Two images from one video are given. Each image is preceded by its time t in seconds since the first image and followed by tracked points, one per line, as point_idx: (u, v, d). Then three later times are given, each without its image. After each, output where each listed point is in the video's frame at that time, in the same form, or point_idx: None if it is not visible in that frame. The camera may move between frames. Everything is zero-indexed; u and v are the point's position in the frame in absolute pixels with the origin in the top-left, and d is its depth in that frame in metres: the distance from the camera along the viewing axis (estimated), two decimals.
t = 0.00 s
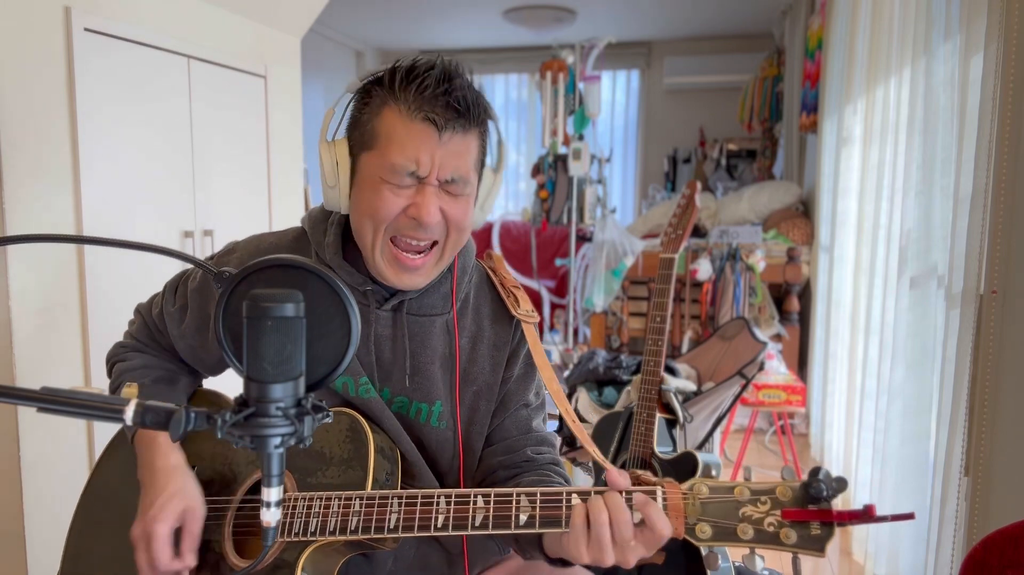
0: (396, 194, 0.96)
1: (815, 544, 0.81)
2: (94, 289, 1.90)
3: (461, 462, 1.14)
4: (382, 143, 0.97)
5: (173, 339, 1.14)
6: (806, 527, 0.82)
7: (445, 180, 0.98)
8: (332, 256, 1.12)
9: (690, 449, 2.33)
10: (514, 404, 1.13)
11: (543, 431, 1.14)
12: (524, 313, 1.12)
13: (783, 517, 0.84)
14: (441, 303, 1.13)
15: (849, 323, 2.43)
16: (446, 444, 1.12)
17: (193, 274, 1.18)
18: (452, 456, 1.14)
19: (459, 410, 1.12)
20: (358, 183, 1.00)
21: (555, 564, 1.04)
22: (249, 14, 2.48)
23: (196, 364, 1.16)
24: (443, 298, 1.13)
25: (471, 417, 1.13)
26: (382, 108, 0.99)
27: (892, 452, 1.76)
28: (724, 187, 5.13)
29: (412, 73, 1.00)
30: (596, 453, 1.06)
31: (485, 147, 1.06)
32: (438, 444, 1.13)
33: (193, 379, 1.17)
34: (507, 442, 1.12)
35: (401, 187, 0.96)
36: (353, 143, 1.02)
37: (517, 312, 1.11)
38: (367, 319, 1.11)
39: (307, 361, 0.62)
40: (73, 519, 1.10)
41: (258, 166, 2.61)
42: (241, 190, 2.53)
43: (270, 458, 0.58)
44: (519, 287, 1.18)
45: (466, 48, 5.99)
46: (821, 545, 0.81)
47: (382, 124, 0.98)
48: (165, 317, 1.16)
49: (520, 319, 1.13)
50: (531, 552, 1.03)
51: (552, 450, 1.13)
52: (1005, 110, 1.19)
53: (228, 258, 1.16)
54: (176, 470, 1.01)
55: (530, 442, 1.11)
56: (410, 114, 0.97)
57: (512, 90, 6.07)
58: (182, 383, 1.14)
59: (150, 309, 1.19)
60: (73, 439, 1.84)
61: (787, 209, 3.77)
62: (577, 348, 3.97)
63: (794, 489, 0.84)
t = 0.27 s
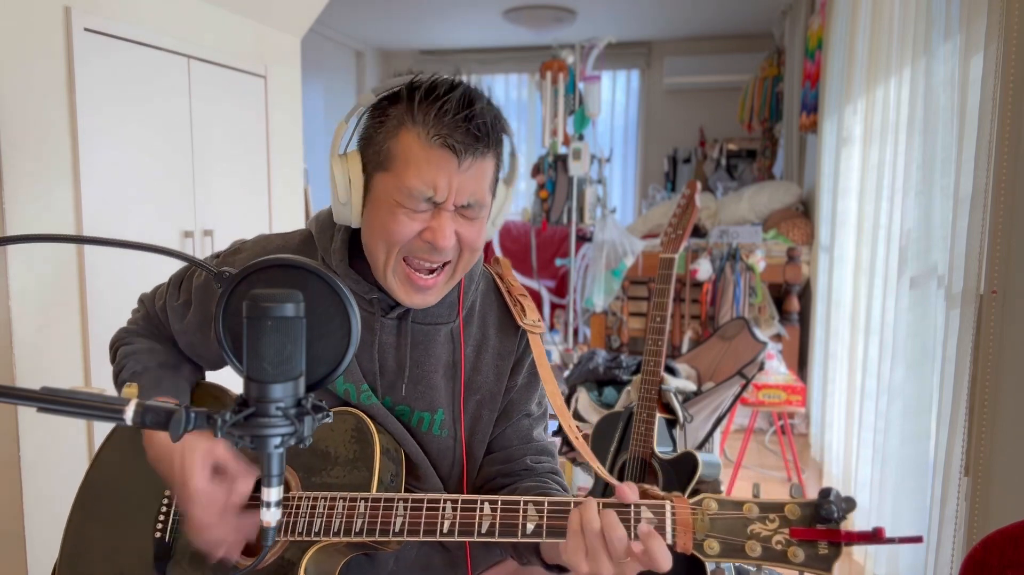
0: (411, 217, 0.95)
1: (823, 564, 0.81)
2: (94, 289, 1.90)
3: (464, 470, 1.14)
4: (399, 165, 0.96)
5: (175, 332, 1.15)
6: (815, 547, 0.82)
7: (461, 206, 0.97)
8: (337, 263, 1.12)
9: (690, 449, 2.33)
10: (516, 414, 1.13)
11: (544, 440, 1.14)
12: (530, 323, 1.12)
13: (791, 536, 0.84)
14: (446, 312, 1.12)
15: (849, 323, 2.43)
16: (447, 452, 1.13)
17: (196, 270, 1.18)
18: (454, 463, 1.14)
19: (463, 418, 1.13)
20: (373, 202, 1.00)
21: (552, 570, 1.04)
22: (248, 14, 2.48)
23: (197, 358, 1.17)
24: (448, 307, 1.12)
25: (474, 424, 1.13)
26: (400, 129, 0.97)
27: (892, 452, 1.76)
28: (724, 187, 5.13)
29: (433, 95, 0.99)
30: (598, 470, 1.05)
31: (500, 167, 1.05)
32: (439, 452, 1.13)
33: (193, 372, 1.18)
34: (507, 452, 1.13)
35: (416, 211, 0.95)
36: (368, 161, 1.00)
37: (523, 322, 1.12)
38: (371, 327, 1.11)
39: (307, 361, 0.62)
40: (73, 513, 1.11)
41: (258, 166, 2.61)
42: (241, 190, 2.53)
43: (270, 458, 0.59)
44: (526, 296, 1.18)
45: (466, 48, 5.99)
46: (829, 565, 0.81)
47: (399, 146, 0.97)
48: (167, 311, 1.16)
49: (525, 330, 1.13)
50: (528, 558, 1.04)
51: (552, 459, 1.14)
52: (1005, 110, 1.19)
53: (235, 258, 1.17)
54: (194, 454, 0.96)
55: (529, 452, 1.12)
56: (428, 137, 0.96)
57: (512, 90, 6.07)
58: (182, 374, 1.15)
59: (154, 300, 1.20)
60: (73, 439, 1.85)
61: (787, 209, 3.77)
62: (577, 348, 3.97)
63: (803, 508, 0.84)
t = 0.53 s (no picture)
0: (424, 199, 0.95)
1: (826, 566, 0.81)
2: (94, 289, 1.90)
3: (468, 467, 1.14)
4: (413, 148, 0.96)
5: (182, 330, 1.14)
6: (818, 548, 0.82)
7: (474, 190, 0.97)
8: (345, 254, 1.12)
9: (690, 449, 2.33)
10: (519, 413, 1.13)
11: (546, 441, 1.14)
12: (535, 321, 1.13)
13: (794, 537, 0.84)
14: (452, 308, 1.12)
15: (850, 322, 2.43)
16: (451, 449, 1.13)
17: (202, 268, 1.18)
18: (457, 460, 1.14)
19: (468, 415, 1.12)
20: (386, 185, 0.99)
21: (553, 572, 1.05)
22: (248, 14, 2.48)
23: (205, 358, 1.16)
24: (454, 302, 1.12)
25: (478, 422, 1.13)
26: (414, 113, 0.97)
27: (892, 452, 1.76)
28: (724, 187, 5.13)
29: (448, 80, 0.99)
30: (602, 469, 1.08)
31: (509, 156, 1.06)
32: (442, 448, 1.13)
33: (200, 372, 1.17)
34: (510, 450, 1.12)
35: (430, 193, 0.96)
36: (381, 145, 1.00)
37: (528, 319, 1.12)
38: (377, 320, 1.12)
39: (307, 361, 0.62)
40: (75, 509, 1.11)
41: (258, 166, 2.61)
42: (241, 190, 2.53)
43: (270, 458, 0.58)
44: (531, 294, 1.19)
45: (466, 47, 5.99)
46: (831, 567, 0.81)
47: (414, 129, 0.97)
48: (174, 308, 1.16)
49: (530, 328, 1.14)
50: (529, 561, 1.04)
51: (554, 460, 1.13)
52: (1005, 110, 1.19)
53: (239, 252, 1.16)
54: (162, 492, 0.94)
55: (533, 452, 1.12)
56: (443, 121, 0.96)
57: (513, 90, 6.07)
58: (187, 375, 1.14)
59: (160, 300, 1.20)
60: (73, 439, 1.85)
61: (787, 209, 3.77)
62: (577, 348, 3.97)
63: (806, 509, 0.84)
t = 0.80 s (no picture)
0: (425, 197, 0.95)
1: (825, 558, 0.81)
2: (94, 289, 1.90)
3: (467, 465, 1.14)
4: (415, 146, 0.96)
5: (184, 327, 1.14)
6: (817, 540, 0.82)
7: (475, 188, 0.97)
8: (344, 252, 1.12)
9: (690, 449, 2.33)
10: (519, 410, 1.13)
11: (546, 438, 1.14)
12: (534, 317, 1.14)
13: (793, 528, 0.84)
14: (451, 305, 1.12)
15: (850, 322, 2.43)
16: (451, 446, 1.12)
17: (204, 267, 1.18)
18: (456, 458, 1.13)
19: (467, 413, 1.12)
20: (387, 182, 0.99)
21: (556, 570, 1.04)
22: (248, 14, 2.48)
23: (205, 356, 1.16)
24: (453, 300, 1.12)
25: (477, 419, 1.13)
26: (416, 110, 0.97)
27: (892, 452, 1.76)
28: (724, 187, 5.13)
29: (451, 79, 0.99)
30: (603, 467, 1.09)
31: (509, 156, 1.06)
32: (443, 446, 1.12)
33: (202, 372, 1.17)
34: (509, 448, 1.12)
35: (430, 190, 0.96)
36: (383, 142, 1.00)
37: (527, 317, 1.13)
38: (377, 316, 1.11)
39: (307, 361, 0.62)
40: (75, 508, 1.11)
41: (258, 166, 2.61)
42: (241, 190, 2.53)
43: (270, 458, 0.58)
44: (531, 291, 1.18)
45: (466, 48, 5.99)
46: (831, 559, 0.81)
47: (416, 127, 0.97)
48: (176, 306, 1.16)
49: (529, 325, 1.14)
50: (532, 559, 1.04)
51: (554, 457, 1.13)
52: (1005, 110, 1.19)
53: (240, 251, 1.16)
54: (162, 488, 0.95)
55: (533, 449, 1.12)
56: (445, 120, 0.96)
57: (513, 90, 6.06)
58: (189, 374, 1.13)
59: (163, 299, 1.20)
60: (73, 439, 1.85)
61: (787, 209, 3.77)
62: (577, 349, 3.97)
63: (804, 501, 0.84)
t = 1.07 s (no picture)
0: (407, 199, 0.95)
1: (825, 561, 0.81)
2: (94, 289, 1.90)
3: (465, 466, 1.13)
4: (399, 148, 0.97)
5: (183, 317, 1.15)
6: (817, 543, 0.82)
7: (458, 190, 0.96)
8: (341, 249, 1.13)
9: (690, 449, 2.33)
10: (518, 409, 1.13)
11: (546, 438, 1.14)
12: (532, 316, 1.13)
13: (793, 531, 0.84)
14: (447, 304, 1.12)
15: (849, 322, 2.43)
16: (449, 446, 1.12)
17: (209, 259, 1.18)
18: (455, 457, 1.13)
19: (464, 412, 1.12)
20: (372, 185, 1.00)
21: (557, 569, 1.04)
22: (248, 14, 2.48)
23: (201, 346, 1.16)
24: (449, 299, 1.12)
25: (475, 418, 1.13)
26: (401, 113, 0.98)
27: (892, 452, 1.76)
28: (724, 187, 5.13)
29: (437, 80, 0.99)
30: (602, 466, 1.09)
31: (501, 157, 1.05)
32: (442, 445, 1.12)
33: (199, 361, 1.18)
34: (508, 447, 1.13)
35: (412, 193, 0.96)
36: (370, 144, 1.01)
37: (524, 315, 1.12)
38: (373, 316, 1.12)
39: (307, 361, 0.62)
40: (77, 502, 1.11)
41: (258, 166, 2.61)
42: (241, 190, 2.53)
43: (270, 458, 0.58)
44: (529, 290, 1.18)
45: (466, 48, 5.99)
46: (831, 561, 0.81)
47: (400, 129, 0.97)
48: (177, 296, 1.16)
49: (527, 323, 1.14)
50: (533, 559, 1.04)
51: (555, 457, 1.13)
52: (1005, 111, 1.19)
53: (241, 247, 1.17)
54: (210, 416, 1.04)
55: (534, 449, 1.12)
56: (428, 122, 0.96)
57: (513, 90, 6.06)
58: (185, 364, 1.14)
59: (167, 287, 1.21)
60: (73, 439, 1.85)
61: (787, 209, 3.77)
62: (577, 348, 3.97)
63: (805, 503, 0.84)
